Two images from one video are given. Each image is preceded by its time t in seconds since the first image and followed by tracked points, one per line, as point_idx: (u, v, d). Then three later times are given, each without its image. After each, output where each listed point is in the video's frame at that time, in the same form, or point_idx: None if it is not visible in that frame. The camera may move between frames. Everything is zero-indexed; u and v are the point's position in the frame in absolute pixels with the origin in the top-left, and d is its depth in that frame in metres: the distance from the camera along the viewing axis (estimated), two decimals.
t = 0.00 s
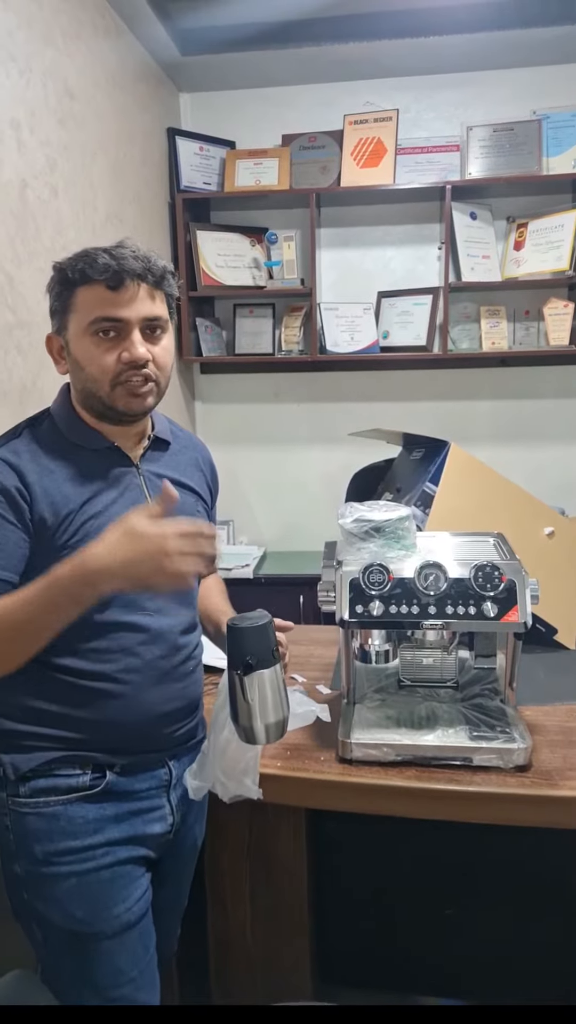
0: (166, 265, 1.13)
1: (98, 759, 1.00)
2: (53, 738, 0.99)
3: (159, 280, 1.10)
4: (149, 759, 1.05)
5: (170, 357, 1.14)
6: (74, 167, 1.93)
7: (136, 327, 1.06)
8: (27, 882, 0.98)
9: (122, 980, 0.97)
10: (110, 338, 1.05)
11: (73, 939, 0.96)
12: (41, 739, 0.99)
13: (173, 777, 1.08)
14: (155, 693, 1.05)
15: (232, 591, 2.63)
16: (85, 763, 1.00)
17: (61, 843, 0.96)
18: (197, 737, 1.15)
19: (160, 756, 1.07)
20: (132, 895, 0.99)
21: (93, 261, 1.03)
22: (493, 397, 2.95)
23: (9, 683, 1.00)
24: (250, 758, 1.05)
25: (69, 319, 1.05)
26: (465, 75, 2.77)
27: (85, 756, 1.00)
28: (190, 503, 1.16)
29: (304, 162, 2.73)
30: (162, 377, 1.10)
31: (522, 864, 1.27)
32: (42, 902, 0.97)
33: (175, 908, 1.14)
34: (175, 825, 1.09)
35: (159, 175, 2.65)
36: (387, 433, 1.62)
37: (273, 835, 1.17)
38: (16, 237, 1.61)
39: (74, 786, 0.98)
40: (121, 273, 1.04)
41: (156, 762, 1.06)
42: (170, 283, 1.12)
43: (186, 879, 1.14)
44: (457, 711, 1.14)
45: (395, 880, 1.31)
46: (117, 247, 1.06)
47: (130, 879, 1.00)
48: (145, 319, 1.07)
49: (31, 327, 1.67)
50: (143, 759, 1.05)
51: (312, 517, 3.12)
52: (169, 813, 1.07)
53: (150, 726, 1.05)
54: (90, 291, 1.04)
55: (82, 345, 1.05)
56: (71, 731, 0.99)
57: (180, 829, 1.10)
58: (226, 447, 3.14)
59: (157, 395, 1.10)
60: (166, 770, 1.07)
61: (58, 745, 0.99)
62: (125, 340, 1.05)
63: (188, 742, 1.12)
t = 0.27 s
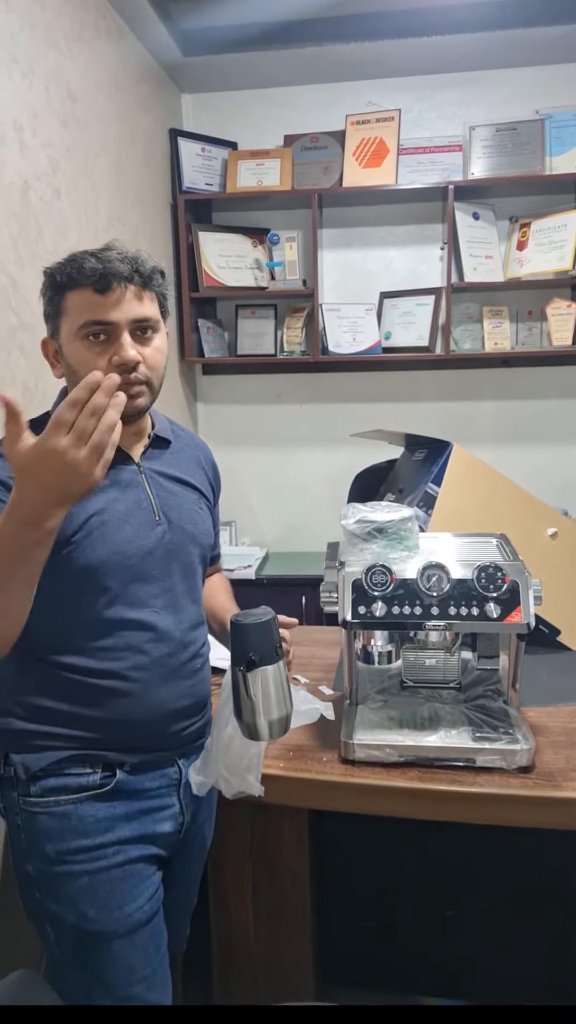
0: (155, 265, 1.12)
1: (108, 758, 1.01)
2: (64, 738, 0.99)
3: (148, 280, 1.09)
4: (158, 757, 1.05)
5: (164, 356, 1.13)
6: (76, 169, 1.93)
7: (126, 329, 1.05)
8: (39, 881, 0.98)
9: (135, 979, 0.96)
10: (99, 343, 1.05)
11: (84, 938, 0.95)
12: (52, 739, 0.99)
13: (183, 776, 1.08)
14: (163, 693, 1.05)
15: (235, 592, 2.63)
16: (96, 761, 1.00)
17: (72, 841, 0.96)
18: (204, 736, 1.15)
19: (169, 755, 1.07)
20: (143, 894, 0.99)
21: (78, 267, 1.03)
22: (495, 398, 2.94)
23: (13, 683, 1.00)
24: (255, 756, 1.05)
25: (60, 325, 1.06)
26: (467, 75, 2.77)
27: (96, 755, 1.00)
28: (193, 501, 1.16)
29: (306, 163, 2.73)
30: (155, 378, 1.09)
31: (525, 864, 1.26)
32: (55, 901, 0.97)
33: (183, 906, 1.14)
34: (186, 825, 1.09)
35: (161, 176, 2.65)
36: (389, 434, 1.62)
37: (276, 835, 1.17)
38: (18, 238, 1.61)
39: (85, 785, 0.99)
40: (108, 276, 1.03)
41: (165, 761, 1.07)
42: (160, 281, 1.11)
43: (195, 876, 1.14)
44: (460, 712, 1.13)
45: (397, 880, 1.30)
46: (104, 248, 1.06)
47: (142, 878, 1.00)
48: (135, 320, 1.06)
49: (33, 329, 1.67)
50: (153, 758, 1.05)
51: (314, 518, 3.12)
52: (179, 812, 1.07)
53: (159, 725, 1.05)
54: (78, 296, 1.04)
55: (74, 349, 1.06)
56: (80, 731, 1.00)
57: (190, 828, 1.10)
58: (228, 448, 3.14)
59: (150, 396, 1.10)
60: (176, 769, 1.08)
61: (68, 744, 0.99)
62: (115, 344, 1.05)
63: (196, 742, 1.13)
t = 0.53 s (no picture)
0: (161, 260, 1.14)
1: (112, 755, 1.01)
2: (69, 734, 0.99)
3: (153, 273, 1.11)
4: (162, 755, 1.05)
5: (170, 349, 1.14)
6: (80, 169, 1.93)
7: (132, 320, 1.07)
8: (44, 878, 0.98)
9: (140, 975, 0.96)
10: (106, 333, 1.06)
11: (90, 934, 0.95)
12: (57, 735, 0.99)
13: (186, 774, 1.08)
14: (167, 691, 1.05)
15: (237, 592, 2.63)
16: (100, 758, 1.00)
17: (77, 838, 0.96)
18: (207, 735, 1.15)
19: (173, 753, 1.07)
20: (148, 890, 0.99)
21: (84, 260, 1.06)
22: (498, 399, 2.94)
23: (18, 681, 1.00)
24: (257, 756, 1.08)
25: (67, 320, 1.08)
26: (471, 76, 2.77)
27: (100, 752, 1.00)
28: (199, 500, 1.16)
29: (309, 163, 2.72)
30: (161, 369, 1.10)
31: (524, 863, 1.26)
32: (60, 897, 0.97)
33: (186, 905, 1.14)
34: (189, 823, 1.09)
35: (165, 177, 2.65)
36: (392, 435, 1.62)
37: (278, 835, 1.17)
38: (22, 239, 1.61)
39: (89, 781, 0.99)
40: (113, 267, 1.06)
41: (169, 759, 1.07)
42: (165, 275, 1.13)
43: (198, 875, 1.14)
44: (462, 712, 1.13)
45: (398, 881, 1.30)
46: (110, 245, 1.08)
47: (146, 874, 1.00)
48: (141, 311, 1.08)
49: (37, 329, 1.67)
50: (157, 755, 1.05)
51: (317, 518, 3.12)
52: (183, 810, 1.07)
53: (163, 723, 1.05)
54: (84, 289, 1.06)
55: (81, 341, 1.07)
56: (84, 728, 1.00)
57: (194, 826, 1.10)
58: (231, 448, 3.14)
59: (157, 387, 1.10)
60: (179, 767, 1.08)
61: (73, 742, 0.99)
62: (121, 334, 1.07)
63: (200, 741, 1.13)
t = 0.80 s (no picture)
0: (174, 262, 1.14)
1: (113, 753, 1.01)
2: (70, 732, 0.99)
3: (166, 276, 1.11)
4: (162, 755, 1.06)
5: (180, 352, 1.14)
6: (83, 170, 1.94)
7: (144, 322, 1.07)
8: (42, 875, 0.98)
9: (136, 974, 0.96)
10: (118, 335, 1.07)
11: (86, 932, 0.95)
12: (58, 733, 0.99)
13: (186, 774, 1.09)
14: (169, 691, 1.06)
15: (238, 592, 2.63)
16: (100, 757, 1.00)
17: (75, 836, 0.96)
18: (210, 735, 1.15)
19: (173, 753, 1.07)
20: (145, 889, 0.99)
21: (99, 260, 1.06)
22: (500, 400, 2.94)
23: (21, 679, 1.01)
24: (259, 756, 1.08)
25: (79, 320, 1.08)
26: (473, 77, 2.77)
27: (100, 751, 1.00)
28: (204, 500, 1.16)
29: (311, 164, 2.73)
30: (171, 372, 1.10)
31: (525, 865, 1.25)
32: (56, 895, 0.96)
33: (184, 905, 1.14)
34: (188, 824, 1.09)
35: (167, 177, 2.65)
36: (394, 436, 1.62)
37: (280, 835, 1.17)
38: (25, 239, 1.62)
39: (89, 780, 0.99)
40: (127, 269, 1.06)
41: (169, 759, 1.07)
42: (178, 278, 1.14)
43: (196, 876, 1.14)
44: (464, 712, 1.13)
45: (400, 882, 1.30)
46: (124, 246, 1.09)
47: (143, 873, 1.00)
48: (153, 314, 1.09)
49: (40, 329, 1.67)
50: (157, 755, 1.05)
51: (318, 518, 3.12)
52: (181, 810, 1.07)
53: (164, 723, 1.05)
54: (97, 290, 1.06)
55: (92, 342, 1.07)
56: (85, 726, 1.00)
57: (193, 826, 1.10)
58: (232, 448, 3.14)
59: (167, 390, 1.10)
60: (179, 767, 1.08)
61: (73, 740, 0.99)
62: (133, 336, 1.07)
63: (202, 741, 1.13)
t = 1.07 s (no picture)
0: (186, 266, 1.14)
1: (115, 754, 1.01)
2: (72, 733, 1.00)
3: (177, 279, 1.11)
4: (164, 755, 1.06)
5: (189, 354, 1.14)
6: (83, 170, 1.94)
7: (154, 325, 1.07)
8: (43, 874, 0.98)
9: (135, 975, 0.96)
10: (128, 336, 1.07)
11: (86, 932, 0.95)
12: (61, 733, 0.99)
13: (187, 775, 1.09)
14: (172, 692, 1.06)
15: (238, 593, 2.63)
16: (102, 758, 1.00)
17: (76, 837, 0.97)
18: (210, 735, 1.16)
19: (175, 754, 1.07)
20: (145, 890, 0.99)
21: (110, 261, 1.06)
22: (500, 401, 2.94)
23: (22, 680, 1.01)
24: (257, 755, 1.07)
25: (88, 320, 1.08)
26: (474, 78, 2.78)
27: (102, 752, 1.00)
28: (206, 502, 1.17)
29: (312, 165, 2.73)
30: (180, 373, 1.10)
31: (525, 866, 1.25)
32: (58, 895, 0.97)
33: (185, 905, 1.14)
34: (188, 825, 1.09)
35: (167, 178, 2.66)
36: (394, 437, 1.62)
37: (280, 835, 1.17)
38: (25, 240, 1.62)
39: (91, 781, 0.99)
40: (140, 271, 1.06)
41: (171, 759, 1.07)
42: (188, 282, 1.14)
43: (197, 877, 1.14)
44: (464, 713, 1.13)
45: (401, 883, 1.30)
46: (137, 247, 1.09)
47: (144, 874, 1.00)
48: (163, 316, 1.09)
49: (40, 330, 1.68)
50: (158, 756, 1.05)
51: (319, 519, 3.12)
52: (183, 810, 1.07)
53: (167, 723, 1.05)
54: (108, 290, 1.06)
55: (101, 342, 1.07)
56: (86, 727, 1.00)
57: (193, 826, 1.11)
58: (233, 449, 3.14)
59: (175, 392, 1.10)
60: (180, 767, 1.08)
61: (75, 740, 1.00)
62: (143, 338, 1.07)
63: (202, 742, 1.13)
